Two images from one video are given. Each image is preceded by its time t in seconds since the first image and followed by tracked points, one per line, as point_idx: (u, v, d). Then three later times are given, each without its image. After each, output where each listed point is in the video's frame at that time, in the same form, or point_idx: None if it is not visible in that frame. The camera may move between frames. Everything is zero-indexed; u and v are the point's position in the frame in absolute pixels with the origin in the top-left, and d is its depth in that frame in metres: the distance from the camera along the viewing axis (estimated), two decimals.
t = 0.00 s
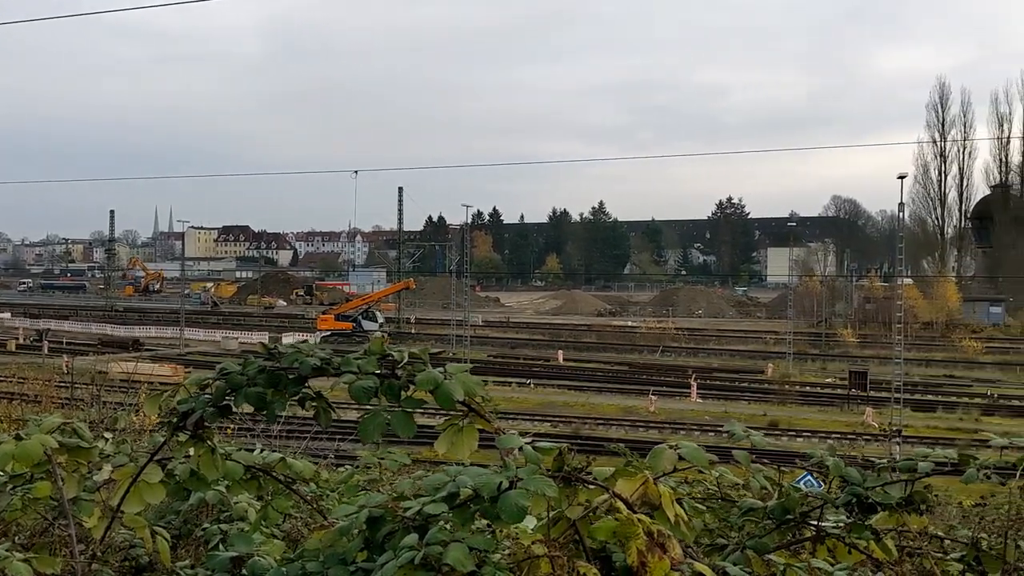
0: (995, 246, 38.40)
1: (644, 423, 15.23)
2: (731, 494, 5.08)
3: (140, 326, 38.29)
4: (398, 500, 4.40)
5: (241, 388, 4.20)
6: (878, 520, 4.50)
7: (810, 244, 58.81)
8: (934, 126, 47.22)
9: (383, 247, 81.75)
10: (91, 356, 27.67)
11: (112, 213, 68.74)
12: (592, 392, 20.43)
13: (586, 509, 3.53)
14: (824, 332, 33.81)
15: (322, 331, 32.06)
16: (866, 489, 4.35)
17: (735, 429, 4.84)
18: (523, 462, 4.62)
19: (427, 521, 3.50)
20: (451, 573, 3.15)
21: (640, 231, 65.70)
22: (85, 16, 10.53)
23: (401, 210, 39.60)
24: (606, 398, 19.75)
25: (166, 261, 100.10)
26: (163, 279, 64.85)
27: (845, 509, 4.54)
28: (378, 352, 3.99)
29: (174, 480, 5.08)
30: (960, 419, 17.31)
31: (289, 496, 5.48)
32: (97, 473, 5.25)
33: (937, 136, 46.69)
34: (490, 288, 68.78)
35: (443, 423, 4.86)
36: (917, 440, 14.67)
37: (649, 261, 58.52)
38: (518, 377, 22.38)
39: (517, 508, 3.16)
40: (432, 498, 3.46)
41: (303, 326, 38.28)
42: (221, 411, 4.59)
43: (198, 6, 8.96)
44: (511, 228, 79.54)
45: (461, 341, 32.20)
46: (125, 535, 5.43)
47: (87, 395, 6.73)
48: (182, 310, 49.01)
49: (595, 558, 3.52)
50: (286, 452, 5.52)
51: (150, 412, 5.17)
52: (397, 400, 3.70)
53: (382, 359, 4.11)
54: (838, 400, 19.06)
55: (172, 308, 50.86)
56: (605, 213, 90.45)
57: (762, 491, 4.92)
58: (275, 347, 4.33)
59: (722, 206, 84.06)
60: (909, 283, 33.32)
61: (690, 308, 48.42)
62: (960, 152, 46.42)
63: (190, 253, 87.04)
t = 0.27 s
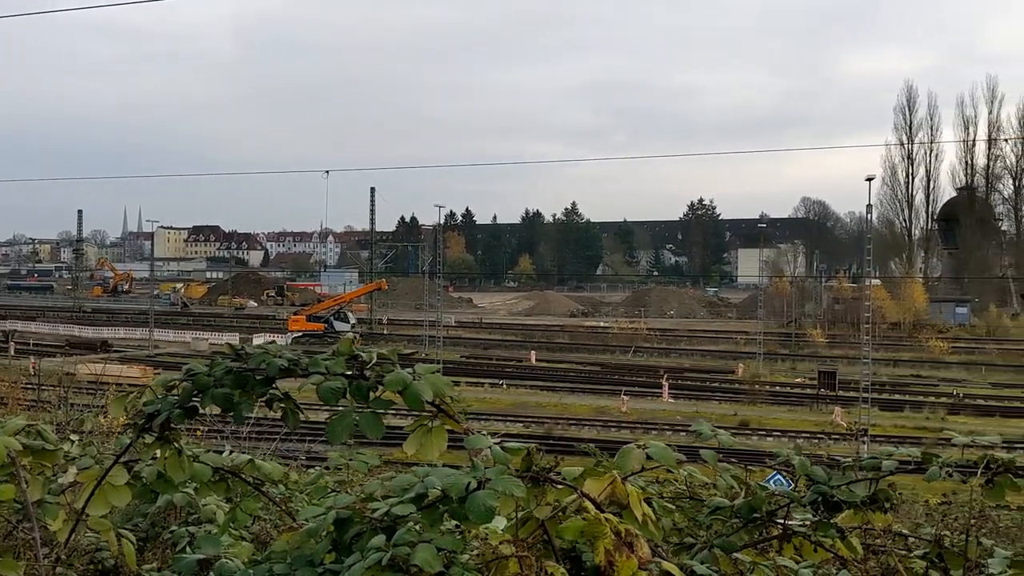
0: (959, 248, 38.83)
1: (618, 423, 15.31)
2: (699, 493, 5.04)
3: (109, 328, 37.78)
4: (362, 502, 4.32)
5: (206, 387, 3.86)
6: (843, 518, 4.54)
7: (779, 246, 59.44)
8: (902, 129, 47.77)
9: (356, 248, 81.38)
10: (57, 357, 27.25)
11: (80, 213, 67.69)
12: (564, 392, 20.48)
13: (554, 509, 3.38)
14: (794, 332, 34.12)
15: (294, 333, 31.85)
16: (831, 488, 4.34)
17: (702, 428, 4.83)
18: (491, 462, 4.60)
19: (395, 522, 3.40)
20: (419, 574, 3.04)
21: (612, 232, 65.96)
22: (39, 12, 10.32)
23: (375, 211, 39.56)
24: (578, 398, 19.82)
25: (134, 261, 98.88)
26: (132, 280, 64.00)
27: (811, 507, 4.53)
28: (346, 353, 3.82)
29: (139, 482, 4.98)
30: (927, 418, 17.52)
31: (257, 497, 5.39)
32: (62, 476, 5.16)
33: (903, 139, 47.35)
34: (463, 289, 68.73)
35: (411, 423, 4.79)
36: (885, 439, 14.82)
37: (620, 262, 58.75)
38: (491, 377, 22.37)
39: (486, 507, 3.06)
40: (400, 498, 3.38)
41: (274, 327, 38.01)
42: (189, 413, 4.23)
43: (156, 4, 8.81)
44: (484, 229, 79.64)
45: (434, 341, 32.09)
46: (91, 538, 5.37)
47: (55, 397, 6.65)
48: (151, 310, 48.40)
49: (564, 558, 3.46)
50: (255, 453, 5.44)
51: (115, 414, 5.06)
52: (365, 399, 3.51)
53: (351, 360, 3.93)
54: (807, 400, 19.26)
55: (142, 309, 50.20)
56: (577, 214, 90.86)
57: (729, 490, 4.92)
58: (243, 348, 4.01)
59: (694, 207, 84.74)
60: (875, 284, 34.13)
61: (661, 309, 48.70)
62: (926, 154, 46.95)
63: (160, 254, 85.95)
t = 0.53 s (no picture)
0: (928, 250, 39.10)
1: (593, 424, 15.31)
2: (672, 493, 5.00)
3: (81, 330, 37.28)
4: (329, 504, 4.28)
5: (174, 390, 3.44)
6: (810, 517, 4.55)
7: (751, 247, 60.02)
8: (872, 132, 48.18)
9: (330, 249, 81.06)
10: (26, 360, 26.84)
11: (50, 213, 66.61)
12: (539, 393, 20.47)
13: (523, 510, 3.09)
14: (767, 332, 34.34)
15: (267, 334, 31.63)
16: (799, 487, 4.31)
17: (673, 428, 4.84)
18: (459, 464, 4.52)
19: (365, 523, 3.20)
20: None
21: (587, 232, 66.23)
22: None
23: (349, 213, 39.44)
24: (553, 399, 19.84)
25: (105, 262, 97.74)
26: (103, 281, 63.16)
27: (779, 507, 4.56)
28: (317, 354, 3.40)
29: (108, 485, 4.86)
30: (897, 417, 17.68)
31: (227, 501, 5.27)
32: (28, 480, 5.05)
33: (874, 142, 47.78)
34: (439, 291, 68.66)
35: (382, 424, 4.70)
36: (857, 439, 14.92)
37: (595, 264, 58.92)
38: (466, 378, 22.30)
39: (455, 510, 2.76)
40: (368, 499, 3.14)
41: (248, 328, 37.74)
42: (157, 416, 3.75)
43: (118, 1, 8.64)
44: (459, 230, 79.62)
45: (409, 343, 31.99)
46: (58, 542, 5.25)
47: (25, 401, 6.57)
48: (123, 312, 47.81)
49: (536, 560, 3.15)
50: (225, 456, 5.35)
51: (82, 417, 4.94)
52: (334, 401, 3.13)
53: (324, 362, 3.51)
54: (780, 400, 19.39)
55: (113, 310, 49.59)
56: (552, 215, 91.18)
57: (700, 489, 4.91)
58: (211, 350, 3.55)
59: (667, 208, 85.14)
60: (848, 287, 34.79)
61: (636, 310, 48.90)
62: (896, 157, 47.31)
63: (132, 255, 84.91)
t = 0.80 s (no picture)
0: (901, 250, 39.21)
1: (570, 425, 15.36)
2: (645, 494, 5.03)
3: (54, 332, 36.80)
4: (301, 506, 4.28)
5: (145, 393, 3.30)
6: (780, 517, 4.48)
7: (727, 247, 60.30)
8: (846, 134, 48.50)
9: (307, 250, 80.62)
10: None
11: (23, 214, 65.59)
12: (517, 395, 20.50)
13: (497, 511, 3.05)
14: (743, 333, 34.51)
15: (244, 336, 31.43)
16: (769, 486, 4.28)
17: (645, 429, 4.86)
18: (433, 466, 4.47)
19: (337, 526, 3.12)
20: None
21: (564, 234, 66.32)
22: None
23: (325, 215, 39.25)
24: (531, 400, 19.89)
25: (78, 264, 96.52)
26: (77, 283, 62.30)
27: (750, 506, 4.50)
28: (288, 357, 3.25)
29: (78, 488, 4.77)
30: (871, 417, 17.84)
31: (201, 503, 5.22)
32: None
33: (848, 143, 48.06)
34: (416, 293, 68.44)
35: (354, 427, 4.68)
36: (832, 439, 15.03)
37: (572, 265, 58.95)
38: (443, 380, 22.29)
39: (427, 512, 2.70)
40: (339, 501, 3.10)
41: (224, 330, 37.48)
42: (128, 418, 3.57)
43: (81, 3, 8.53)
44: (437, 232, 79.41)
45: (386, 344, 31.87)
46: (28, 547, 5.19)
47: None
48: (97, 314, 47.26)
49: (510, 561, 3.13)
50: (199, 458, 5.32)
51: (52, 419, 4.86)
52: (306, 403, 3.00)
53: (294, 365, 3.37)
54: (756, 400, 19.52)
55: (87, 312, 48.99)
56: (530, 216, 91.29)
57: (673, 491, 4.96)
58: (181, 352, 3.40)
59: (644, 209, 85.39)
60: (822, 286, 34.84)
61: (613, 311, 49.02)
62: (870, 159, 47.62)
63: (105, 256, 83.79)
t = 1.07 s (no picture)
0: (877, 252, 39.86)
1: (549, 426, 15.38)
2: (619, 494, 5.04)
3: (28, 334, 36.26)
4: (276, 509, 4.27)
5: (115, 395, 3.19)
6: (755, 516, 4.46)
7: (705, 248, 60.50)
8: (823, 135, 48.63)
9: (284, 251, 80.14)
10: None
11: None
12: (496, 395, 20.50)
13: (471, 512, 3.04)
14: (720, 334, 34.61)
15: (221, 337, 31.19)
16: (743, 485, 4.26)
17: (620, 429, 4.88)
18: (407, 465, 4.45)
19: (309, 529, 3.06)
20: None
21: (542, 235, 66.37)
22: None
23: (304, 215, 39.18)
24: (510, 401, 19.88)
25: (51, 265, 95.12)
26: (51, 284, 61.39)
27: (725, 506, 4.46)
28: (261, 357, 3.15)
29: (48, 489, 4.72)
30: (847, 416, 17.97)
31: (173, 507, 5.18)
32: None
33: (824, 144, 48.34)
34: (395, 293, 68.34)
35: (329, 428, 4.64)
36: (807, 438, 15.12)
37: (551, 266, 59.06)
38: (422, 381, 22.25)
39: (401, 513, 2.67)
40: (311, 502, 3.05)
41: (201, 331, 37.18)
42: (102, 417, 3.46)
43: None
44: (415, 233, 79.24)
45: (365, 346, 31.79)
46: None
47: None
48: (72, 316, 46.64)
49: (485, 560, 3.07)
50: (173, 461, 5.30)
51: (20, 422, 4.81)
52: (280, 406, 2.93)
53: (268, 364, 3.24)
54: (733, 399, 19.63)
55: (62, 314, 48.30)
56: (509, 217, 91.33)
57: (644, 491, 4.99)
58: (152, 352, 3.30)
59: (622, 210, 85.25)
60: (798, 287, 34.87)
61: (592, 312, 49.08)
62: (847, 160, 47.74)
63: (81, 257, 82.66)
